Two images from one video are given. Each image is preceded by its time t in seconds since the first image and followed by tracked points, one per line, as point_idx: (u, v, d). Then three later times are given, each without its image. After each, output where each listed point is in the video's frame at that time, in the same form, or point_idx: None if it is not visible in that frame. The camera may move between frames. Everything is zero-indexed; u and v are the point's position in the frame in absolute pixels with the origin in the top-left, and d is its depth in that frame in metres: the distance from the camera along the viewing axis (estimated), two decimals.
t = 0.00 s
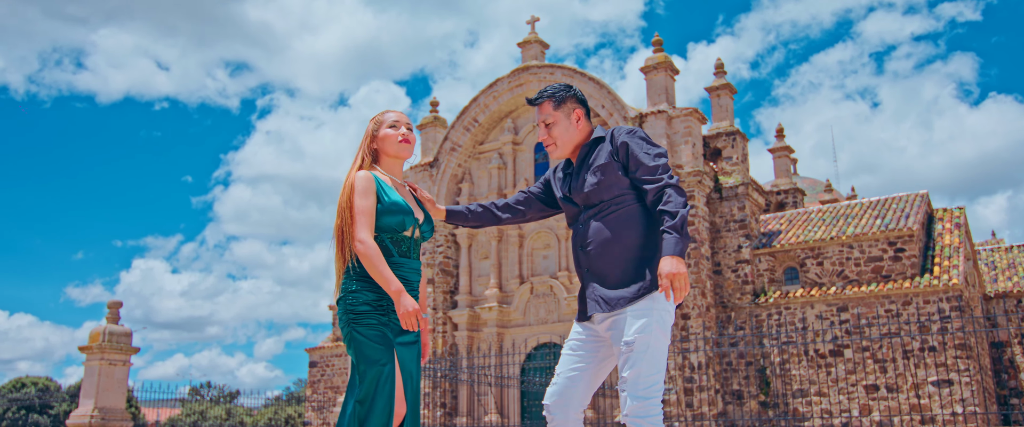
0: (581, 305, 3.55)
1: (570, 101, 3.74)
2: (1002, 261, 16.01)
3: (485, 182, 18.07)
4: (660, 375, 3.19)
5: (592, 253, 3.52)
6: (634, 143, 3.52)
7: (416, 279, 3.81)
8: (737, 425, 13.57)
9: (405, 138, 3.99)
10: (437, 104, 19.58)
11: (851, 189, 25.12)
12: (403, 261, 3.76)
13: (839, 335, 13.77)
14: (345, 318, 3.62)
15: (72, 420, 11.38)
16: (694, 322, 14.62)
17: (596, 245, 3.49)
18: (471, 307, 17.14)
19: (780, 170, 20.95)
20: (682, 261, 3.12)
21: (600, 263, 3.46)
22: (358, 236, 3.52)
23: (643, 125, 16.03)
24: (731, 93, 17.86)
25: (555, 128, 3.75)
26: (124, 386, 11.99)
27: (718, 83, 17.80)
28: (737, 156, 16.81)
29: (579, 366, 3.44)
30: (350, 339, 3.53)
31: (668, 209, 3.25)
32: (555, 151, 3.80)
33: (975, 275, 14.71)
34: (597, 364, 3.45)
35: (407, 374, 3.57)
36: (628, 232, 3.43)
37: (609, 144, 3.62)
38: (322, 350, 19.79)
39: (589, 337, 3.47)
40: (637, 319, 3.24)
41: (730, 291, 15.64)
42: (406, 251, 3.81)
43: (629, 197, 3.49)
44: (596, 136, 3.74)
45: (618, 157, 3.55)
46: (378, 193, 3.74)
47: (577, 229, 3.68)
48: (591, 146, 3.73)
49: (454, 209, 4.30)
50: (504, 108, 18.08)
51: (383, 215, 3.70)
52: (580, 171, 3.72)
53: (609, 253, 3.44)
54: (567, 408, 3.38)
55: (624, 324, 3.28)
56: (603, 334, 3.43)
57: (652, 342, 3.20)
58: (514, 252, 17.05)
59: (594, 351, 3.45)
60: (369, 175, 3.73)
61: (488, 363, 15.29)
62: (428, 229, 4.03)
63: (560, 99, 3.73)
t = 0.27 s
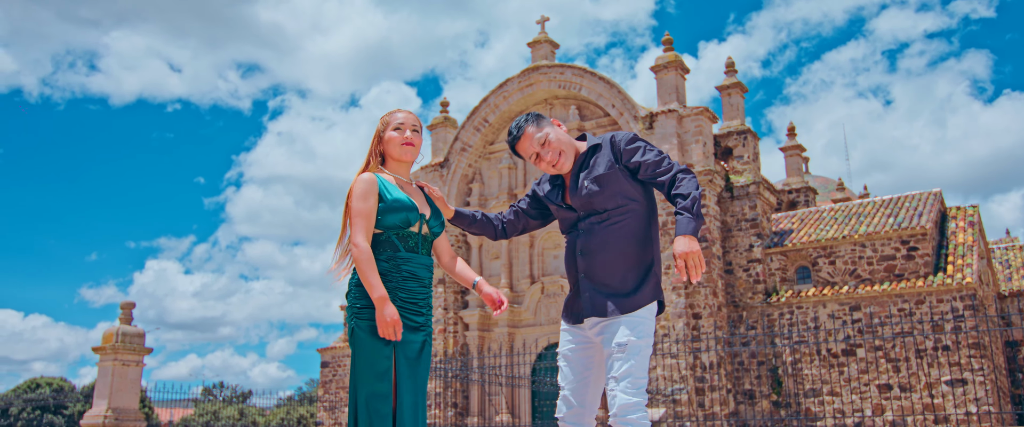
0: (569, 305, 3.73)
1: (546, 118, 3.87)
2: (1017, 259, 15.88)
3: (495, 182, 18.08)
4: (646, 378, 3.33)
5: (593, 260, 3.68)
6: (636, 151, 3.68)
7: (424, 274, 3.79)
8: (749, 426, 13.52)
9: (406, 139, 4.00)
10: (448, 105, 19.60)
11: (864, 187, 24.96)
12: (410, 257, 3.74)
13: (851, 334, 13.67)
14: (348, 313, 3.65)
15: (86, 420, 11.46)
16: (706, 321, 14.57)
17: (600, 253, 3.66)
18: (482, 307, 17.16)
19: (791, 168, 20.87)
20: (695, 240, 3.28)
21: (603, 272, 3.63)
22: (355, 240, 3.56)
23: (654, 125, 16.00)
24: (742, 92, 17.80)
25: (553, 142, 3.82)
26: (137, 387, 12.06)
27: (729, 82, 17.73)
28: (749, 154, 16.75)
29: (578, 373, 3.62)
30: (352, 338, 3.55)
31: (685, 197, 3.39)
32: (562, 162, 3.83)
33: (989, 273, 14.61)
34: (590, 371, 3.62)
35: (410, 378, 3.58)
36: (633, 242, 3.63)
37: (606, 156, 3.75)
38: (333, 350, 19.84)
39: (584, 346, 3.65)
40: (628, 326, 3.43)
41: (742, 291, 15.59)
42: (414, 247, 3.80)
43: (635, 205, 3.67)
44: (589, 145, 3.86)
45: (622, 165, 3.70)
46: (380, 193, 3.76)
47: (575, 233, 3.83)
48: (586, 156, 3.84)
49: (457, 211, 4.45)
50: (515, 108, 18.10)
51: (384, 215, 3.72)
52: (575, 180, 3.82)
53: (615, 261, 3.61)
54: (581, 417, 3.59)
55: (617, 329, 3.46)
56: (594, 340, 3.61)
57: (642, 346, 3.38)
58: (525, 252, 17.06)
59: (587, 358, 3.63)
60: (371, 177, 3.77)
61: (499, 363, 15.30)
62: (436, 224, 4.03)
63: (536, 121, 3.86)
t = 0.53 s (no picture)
0: (568, 312, 3.72)
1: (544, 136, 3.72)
2: None
3: (504, 182, 18.09)
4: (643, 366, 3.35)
5: (601, 272, 3.64)
6: (640, 162, 3.69)
7: (422, 274, 3.80)
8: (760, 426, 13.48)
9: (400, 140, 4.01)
10: (457, 105, 19.62)
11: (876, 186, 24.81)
12: (407, 257, 3.75)
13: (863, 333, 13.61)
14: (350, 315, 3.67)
15: (98, 420, 11.54)
16: (716, 321, 14.52)
17: (608, 265, 3.63)
18: (492, 307, 17.17)
19: (802, 167, 20.77)
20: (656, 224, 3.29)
21: (611, 284, 3.58)
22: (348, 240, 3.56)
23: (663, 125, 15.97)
24: (752, 91, 17.73)
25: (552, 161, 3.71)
26: (149, 387, 12.14)
27: (739, 81, 17.66)
28: (759, 153, 16.68)
29: (579, 371, 3.64)
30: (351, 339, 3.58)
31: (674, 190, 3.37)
32: (564, 181, 3.75)
33: (1002, 272, 14.50)
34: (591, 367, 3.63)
35: (410, 376, 3.59)
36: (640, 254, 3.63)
37: (607, 168, 3.73)
38: (344, 351, 19.89)
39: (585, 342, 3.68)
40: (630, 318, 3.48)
41: (752, 290, 15.54)
42: (410, 247, 3.80)
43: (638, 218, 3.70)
44: (591, 160, 3.78)
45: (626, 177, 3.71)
46: (372, 195, 3.76)
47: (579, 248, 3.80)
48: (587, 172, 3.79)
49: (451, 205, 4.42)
50: (524, 108, 18.10)
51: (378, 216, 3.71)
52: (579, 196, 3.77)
53: (623, 272, 3.58)
54: (584, 416, 3.60)
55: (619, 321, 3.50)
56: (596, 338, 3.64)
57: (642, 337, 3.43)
58: (535, 252, 17.06)
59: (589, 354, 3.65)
60: (364, 179, 3.77)
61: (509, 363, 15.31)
62: (431, 223, 4.01)
63: (534, 141, 3.71)
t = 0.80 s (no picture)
0: (580, 312, 3.69)
1: (551, 138, 3.72)
2: None
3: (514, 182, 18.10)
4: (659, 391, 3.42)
5: (611, 272, 3.61)
6: (650, 162, 3.64)
7: (395, 278, 3.67)
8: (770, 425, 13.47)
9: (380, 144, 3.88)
10: (466, 105, 19.62)
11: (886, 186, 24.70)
12: (382, 260, 3.63)
13: (873, 333, 13.55)
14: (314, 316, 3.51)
15: (110, 421, 11.61)
16: (726, 321, 14.47)
17: (618, 266, 3.59)
18: (502, 307, 17.18)
19: (812, 166, 20.68)
20: (669, 227, 3.26)
21: (621, 285, 3.55)
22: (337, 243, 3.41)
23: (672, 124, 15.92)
24: (762, 90, 17.64)
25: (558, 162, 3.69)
26: (160, 388, 12.21)
27: (748, 80, 17.59)
28: (769, 153, 16.61)
29: (589, 374, 3.62)
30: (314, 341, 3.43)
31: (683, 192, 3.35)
32: (572, 182, 3.72)
33: (1014, 271, 14.40)
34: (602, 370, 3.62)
35: (376, 389, 3.43)
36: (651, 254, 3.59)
37: (615, 168, 3.69)
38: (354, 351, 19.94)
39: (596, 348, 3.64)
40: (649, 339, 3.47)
41: (762, 290, 15.48)
42: (386, 250, 3.68)
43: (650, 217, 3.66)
44: (599, 160, 3.75)
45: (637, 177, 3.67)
46: (354, 196, 3.61)
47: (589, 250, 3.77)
48: (594, 173, 3.75)
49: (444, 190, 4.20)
50: (533, 108, 18.10)
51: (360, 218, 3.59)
52: (588, 198, 3.74)
53: (634, 274, 3.55)
54: (597, 415, 3.57)
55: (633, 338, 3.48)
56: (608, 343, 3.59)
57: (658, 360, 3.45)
58: (545, 253, 17.07)
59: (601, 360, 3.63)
60: (343, 179, 3.62)
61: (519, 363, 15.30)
62: (409, 227, 3.88)
63: (541, 143, 3.72)
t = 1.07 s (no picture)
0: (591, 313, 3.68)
1: (568, 134, 3.70)
2: None
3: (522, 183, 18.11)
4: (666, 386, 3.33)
5: (622, 272, 3.60)
6: (670, 167, 3.62)
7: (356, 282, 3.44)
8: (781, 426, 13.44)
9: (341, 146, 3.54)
10: (474, 106, 19.64)
11: (897, 185, 24.59)
12: (339, 263, 3.38)
13: (884, 332, 13.50)
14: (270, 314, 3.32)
15: (121, 422, 11.67)
16: (736, 321, 14.43)
17: (630, 266, 3.58)
18: (510, 308, 17.17)
19: (822, 166, 20.60)
20: (749, 252, 3.25)
21: (634, 285, 3.54)
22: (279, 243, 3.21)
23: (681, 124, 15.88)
24: (770, 89, 17.57)
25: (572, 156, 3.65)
26: (171, 389, 12.27)
27: (757, 79, 17.53)
28: (778, 152, 16.54)
29: (594, 374, 3.61)
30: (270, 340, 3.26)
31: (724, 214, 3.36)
32: (585, 180, 3.67)
33: None
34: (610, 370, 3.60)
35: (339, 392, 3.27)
36: (665, 257, 3.58)
37: (632, 171, 3.66)
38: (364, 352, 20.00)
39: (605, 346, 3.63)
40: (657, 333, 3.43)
41: (772, 290, 15.43)
42: (344, 253, 3.41)
43: (670, 223, 3.61)
44: (614, 159, 3.72)
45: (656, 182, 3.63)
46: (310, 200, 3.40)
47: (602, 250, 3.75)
48: (610, 174, 3.72)
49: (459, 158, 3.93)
50: (541, 108, 18.09)
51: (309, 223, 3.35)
52: (603, 197, 3.70)
53: (647, 275, 3.54)
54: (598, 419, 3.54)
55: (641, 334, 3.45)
56: (616, 343, 3.60)
57: (667, 353, 3.40)
58: (553, 253, 17.06)
59: (609, 359, 3.61)
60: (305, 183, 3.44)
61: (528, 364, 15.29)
62: (377, 230, 3.59)
63: (556, 138, 3.70)
